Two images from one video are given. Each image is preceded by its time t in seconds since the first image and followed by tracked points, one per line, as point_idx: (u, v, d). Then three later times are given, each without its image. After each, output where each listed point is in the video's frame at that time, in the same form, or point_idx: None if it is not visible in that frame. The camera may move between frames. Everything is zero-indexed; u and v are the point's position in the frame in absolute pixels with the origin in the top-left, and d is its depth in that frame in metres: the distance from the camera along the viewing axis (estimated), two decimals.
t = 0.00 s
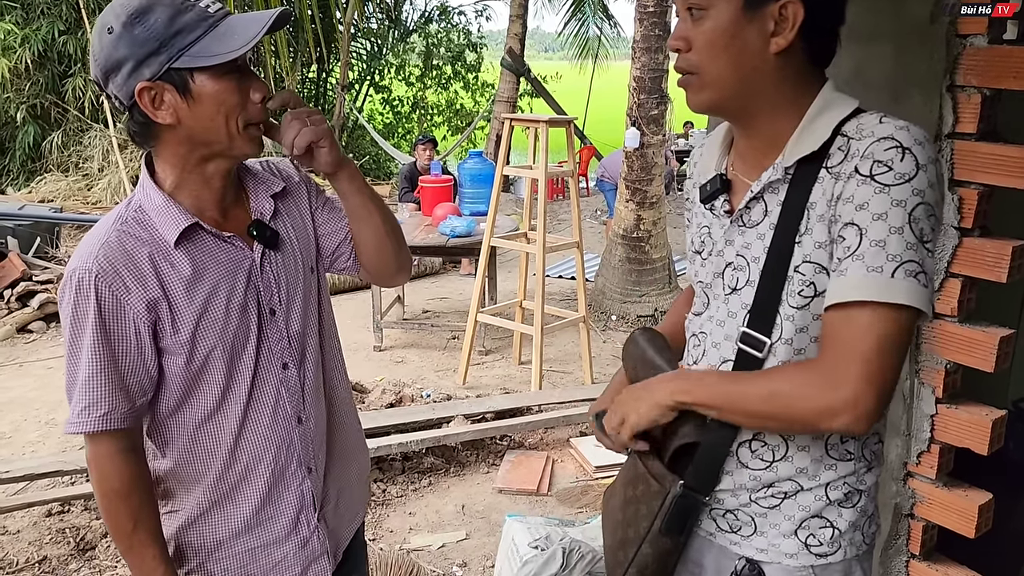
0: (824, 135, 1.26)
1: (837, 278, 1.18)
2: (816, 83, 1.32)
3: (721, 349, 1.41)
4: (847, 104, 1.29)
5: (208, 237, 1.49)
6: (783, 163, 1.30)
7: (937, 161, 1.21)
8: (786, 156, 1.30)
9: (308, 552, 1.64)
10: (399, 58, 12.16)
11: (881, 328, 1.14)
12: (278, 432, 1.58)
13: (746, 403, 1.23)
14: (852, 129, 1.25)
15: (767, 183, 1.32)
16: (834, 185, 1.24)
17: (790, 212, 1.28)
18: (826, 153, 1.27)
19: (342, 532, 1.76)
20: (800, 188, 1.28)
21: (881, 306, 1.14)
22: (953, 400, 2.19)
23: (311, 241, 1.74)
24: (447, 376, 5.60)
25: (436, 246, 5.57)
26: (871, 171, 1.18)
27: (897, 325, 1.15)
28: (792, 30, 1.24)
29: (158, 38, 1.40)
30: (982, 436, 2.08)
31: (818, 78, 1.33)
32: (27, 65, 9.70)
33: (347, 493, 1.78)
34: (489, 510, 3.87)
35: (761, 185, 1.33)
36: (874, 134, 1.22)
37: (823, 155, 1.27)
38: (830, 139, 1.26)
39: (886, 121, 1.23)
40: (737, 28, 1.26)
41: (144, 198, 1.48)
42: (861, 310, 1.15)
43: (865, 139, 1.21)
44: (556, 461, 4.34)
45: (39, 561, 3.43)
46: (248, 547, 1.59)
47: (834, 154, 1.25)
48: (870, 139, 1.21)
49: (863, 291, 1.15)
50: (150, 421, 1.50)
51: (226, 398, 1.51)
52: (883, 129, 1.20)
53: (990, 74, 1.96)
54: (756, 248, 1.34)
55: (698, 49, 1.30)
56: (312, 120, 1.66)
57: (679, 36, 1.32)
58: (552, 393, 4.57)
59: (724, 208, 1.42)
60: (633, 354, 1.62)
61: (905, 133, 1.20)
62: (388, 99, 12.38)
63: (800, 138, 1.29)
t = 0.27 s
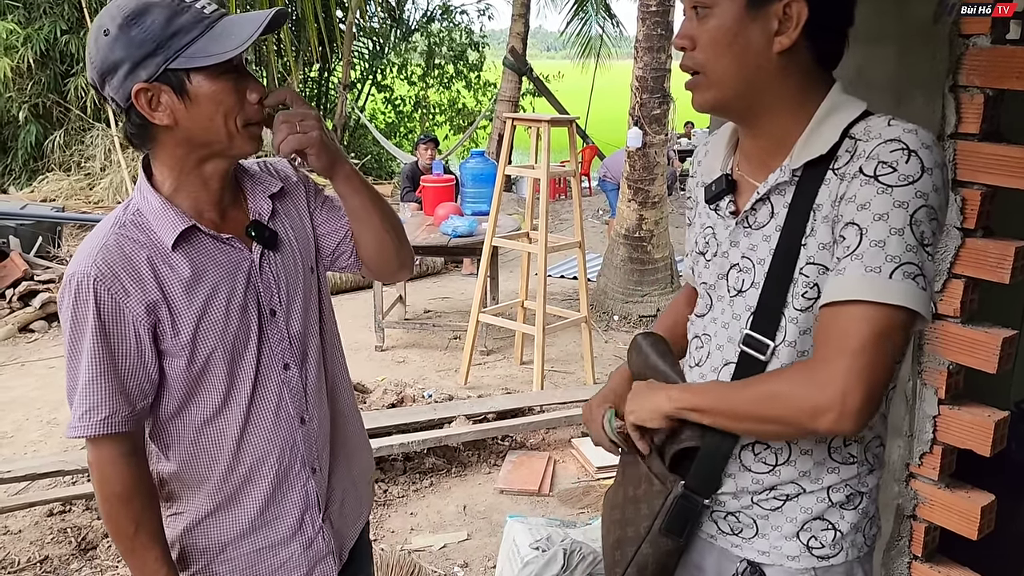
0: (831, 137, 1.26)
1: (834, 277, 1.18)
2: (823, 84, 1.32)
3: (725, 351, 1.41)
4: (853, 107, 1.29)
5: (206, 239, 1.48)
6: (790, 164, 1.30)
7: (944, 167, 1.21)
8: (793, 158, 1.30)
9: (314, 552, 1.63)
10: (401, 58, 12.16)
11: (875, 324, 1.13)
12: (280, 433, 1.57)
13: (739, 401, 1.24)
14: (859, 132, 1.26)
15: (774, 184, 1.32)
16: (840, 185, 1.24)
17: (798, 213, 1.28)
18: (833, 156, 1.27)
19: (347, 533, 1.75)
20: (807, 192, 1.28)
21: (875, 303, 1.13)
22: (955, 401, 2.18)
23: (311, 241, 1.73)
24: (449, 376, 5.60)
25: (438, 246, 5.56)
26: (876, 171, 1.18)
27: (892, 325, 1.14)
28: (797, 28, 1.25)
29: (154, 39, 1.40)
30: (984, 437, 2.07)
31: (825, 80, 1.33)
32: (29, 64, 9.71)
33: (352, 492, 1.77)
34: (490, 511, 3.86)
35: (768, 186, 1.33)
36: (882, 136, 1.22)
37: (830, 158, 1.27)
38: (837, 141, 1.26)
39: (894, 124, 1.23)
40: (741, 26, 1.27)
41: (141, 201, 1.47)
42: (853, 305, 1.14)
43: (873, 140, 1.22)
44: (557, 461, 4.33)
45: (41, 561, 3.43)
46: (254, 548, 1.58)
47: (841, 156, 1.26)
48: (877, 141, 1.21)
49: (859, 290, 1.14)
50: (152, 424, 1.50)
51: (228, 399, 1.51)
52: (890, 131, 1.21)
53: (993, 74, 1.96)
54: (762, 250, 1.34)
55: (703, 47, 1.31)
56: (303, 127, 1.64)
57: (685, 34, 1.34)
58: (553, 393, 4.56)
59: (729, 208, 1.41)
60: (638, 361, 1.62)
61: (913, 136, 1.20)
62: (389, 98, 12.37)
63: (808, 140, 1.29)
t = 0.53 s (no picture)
0: (832, 132, 1.26)
1: (818, 264, 1.18)
2: (827, 81, 1.32)
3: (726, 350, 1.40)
4: (856, 103, 1.29)
5: (204, 239, 1.48)
6: (791, 159, 1.30)
7: (942, 162, 1.21)
8: (794, 152, 1.30)
9: (313, 550, 1.63)
10: (403, 56, 12.14)
11: (848, 310, 1.14)
12: (280, 432, 1.57)
13: (708, 379, 1.26)
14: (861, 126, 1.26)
15: (776, 178, 1.32)
16: (836, 176, 1.24)
17: (795, 206, 1.29)
18: (832, 149, 1.27)
19: (346, 529, 1.75)
20: (807, 185, 1.28)
21: (846, 289, 1.14)
22: (956, 402, 2.18)
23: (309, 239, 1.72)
24: (449, 375, 5.60)
25: (439, 245, 5.55)
26: (869, 162, 1.19)
27: (866, 314, 1.15)
28: (801, 26, 1.25)
29: (145, 39, 1.39)
30: (985, 438, 2.07)
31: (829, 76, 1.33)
32: (31, 63, 9.71)
33: (351, 488, 1.77)
34: (491, 511, 3.86)
35: (770, 182, 1.33)
36: (880, 128, 1.22)
37: (830, 151, 1.27)
38: (837, 135, 1.26)
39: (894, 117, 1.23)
40: (744, 23, 1.26)
41: (138, 203, 1.47)
42: (826, 289, 1.16)
43: (870, 132, 1.22)
44: (558, 461, 4.32)
45: (41, 560, 3.44)
46: (255, 547, 1.58)
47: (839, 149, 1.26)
48: (875, 132, 1.22)
49: (839, 277, 1.15)
50: (152, 425, 1.49)
51: (227, 400, 1.51)
52: (888, 123, 1.21)
53: (994, 74, 1.94)
54: (762, 245, 1.34)
55: (707, 45, 1.30)
56: (302, 127, 1.63)
57: (689, 33, 1.33)
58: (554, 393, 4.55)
59: (733, 208, 1.41)
60: (636, 348, 1.59)
61: (911, 129, 1.20)
62: (391, 97, 12.37)
63: (809, 135, 1.29)
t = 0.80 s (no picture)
0: (838, 123, 1.28)
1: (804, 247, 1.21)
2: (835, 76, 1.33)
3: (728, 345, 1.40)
4: (863, 99, 1.29)
5: (208, 237, 1.49)
6: (795, 152, 1.32)
7: (942, 155, 1.22)
8: (799, 145, 1.31)
9: (314, 545, 1.64)
10: (405, 55, 12.15)
11: (821, 290, 1.17)
12: (284, 429, 1.58)
13: (685, 372, 1.30)
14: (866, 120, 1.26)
15: (779, 171, 1.33)
16: (835, 165, 1.26)
17: (794, 195, 1.30)
18: (835, 140, 1.28)
19: (346, 525, 1.76)
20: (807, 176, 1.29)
21: (821, 271, 1.17)
22: (958, 401, 2.18)
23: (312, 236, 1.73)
24: (452, 373, 5.60)
25: (442, 244, 5.56)
26: (867, 150, 1.21)
27: (844, 296, 1.17)
28: (813, 23, 1.26)
29: (154, 40, 1.40)
30: (987, 438, 2.07)
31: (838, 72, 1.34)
32: (34, 62, 9.74)
33: (349, 484, 1.79)
34: (492, 509, 3.86)
35: (774, 174, 1.34)
36: (882, 119, 1.24)
37: (832, 141, 1.28)
38: (840, 127, 1.27)
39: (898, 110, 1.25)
40: (757, 21, 1.27)
41: (144, 201, 1.47)
42: (802, 271, 1.19)
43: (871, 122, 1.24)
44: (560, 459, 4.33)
45: (45, 557, 3.45)
46: (257, 544, 1.59)
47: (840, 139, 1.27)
48: (876, 122, 1.23)
49: (820, 262, 1.17)
50: (156, 422, 1.50)
51: (230, 397, 1.51)
52: (891, 113, 1.23)
53: (995, 74, 1.95)
54: (762, 237, 1.35)
55: (718, 42, 1.31)
56: (305, 123, 1.64)
57: (700, 30, 1.34)
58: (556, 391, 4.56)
59: (735, 203, 1.42)
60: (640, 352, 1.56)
61: (913, 121, 1.22)
62: (393, 96, 12.37)
63: (815, 129, 1.30)
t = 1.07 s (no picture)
0: (852, 124, 1.27)
1: (809, 245, 1.21)
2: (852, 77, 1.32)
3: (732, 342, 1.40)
4: (877, 100, 1.29)
5: (214, 235, 1.48)
6: (807, 151, 1.31)
7: (957, 160, 1.22)
8: (812, 144, 1.30)
9: (317, 545, 1.63)
10: (406, 52, 12.13)
11: (820, 282, 1.17)
12: (288, 428, 1.57)
13: (675, 379, 1.30)
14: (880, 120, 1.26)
15: (790, 169, 1.32)
16: (846, 164, 1.25)
17: (803, 193, 1.29)
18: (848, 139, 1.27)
19: (349, 524, 1.75)
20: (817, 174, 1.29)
21: (822, 268, 1.17)
22: (963, 400, 2.17)
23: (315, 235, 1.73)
24: (453, 371, 5.60)
25: (443, 241, 5.55)
26: (881, 151, 1.20)
27: (843, 290, 1.17)
28: (836, 21, 1.25)
29: (161, 35, 1.39)
30: (992, 437, 2.06)
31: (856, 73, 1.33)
32: (35, 59, 9.73)
33: (352, 483, 1.78)
34: (494, 507, 3.86)
35: (783, 172, 1.33)
36: (897, 121, 1.23)
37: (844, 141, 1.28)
38: (854, 127, 1.27)
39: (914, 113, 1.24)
40: (779, 19, 1.26)
41: (149, 197, 1.47)
42: (803, 267, 1.19)
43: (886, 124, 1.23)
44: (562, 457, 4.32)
45: (47, 555, 3.45)
46: (260, 543, 1.58)
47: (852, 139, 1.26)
48: (891, 124, 1.23)
49: (825, 261, 1.17)
50: (160, 421, 1.49)
51: (234, 395, 1.50)
52: (907, 116, 1.22)
53: (1002, 71, 1.94)
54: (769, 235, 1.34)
55: (737, 39, 1.30)
56: (311, 121, 1.63)
57: (719, 27, 1.32)
58: (558, 389, 4.55)
59: (744, 199, 1.41)
60: (643, 352, 1.54)
61: (928, 124, 1.21)
62: (394, 93, 12.36)
63: (829, 128, 1.29)
